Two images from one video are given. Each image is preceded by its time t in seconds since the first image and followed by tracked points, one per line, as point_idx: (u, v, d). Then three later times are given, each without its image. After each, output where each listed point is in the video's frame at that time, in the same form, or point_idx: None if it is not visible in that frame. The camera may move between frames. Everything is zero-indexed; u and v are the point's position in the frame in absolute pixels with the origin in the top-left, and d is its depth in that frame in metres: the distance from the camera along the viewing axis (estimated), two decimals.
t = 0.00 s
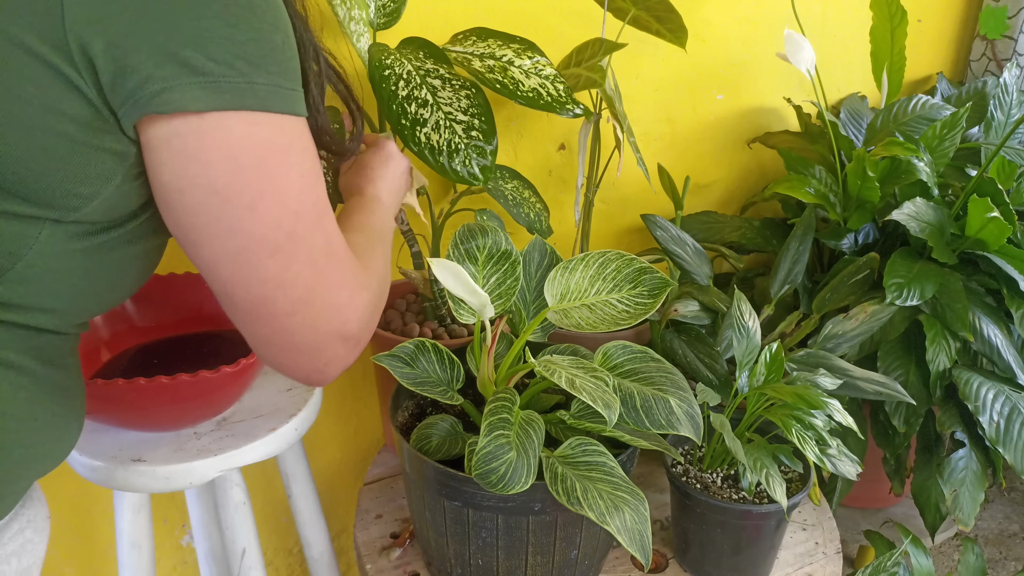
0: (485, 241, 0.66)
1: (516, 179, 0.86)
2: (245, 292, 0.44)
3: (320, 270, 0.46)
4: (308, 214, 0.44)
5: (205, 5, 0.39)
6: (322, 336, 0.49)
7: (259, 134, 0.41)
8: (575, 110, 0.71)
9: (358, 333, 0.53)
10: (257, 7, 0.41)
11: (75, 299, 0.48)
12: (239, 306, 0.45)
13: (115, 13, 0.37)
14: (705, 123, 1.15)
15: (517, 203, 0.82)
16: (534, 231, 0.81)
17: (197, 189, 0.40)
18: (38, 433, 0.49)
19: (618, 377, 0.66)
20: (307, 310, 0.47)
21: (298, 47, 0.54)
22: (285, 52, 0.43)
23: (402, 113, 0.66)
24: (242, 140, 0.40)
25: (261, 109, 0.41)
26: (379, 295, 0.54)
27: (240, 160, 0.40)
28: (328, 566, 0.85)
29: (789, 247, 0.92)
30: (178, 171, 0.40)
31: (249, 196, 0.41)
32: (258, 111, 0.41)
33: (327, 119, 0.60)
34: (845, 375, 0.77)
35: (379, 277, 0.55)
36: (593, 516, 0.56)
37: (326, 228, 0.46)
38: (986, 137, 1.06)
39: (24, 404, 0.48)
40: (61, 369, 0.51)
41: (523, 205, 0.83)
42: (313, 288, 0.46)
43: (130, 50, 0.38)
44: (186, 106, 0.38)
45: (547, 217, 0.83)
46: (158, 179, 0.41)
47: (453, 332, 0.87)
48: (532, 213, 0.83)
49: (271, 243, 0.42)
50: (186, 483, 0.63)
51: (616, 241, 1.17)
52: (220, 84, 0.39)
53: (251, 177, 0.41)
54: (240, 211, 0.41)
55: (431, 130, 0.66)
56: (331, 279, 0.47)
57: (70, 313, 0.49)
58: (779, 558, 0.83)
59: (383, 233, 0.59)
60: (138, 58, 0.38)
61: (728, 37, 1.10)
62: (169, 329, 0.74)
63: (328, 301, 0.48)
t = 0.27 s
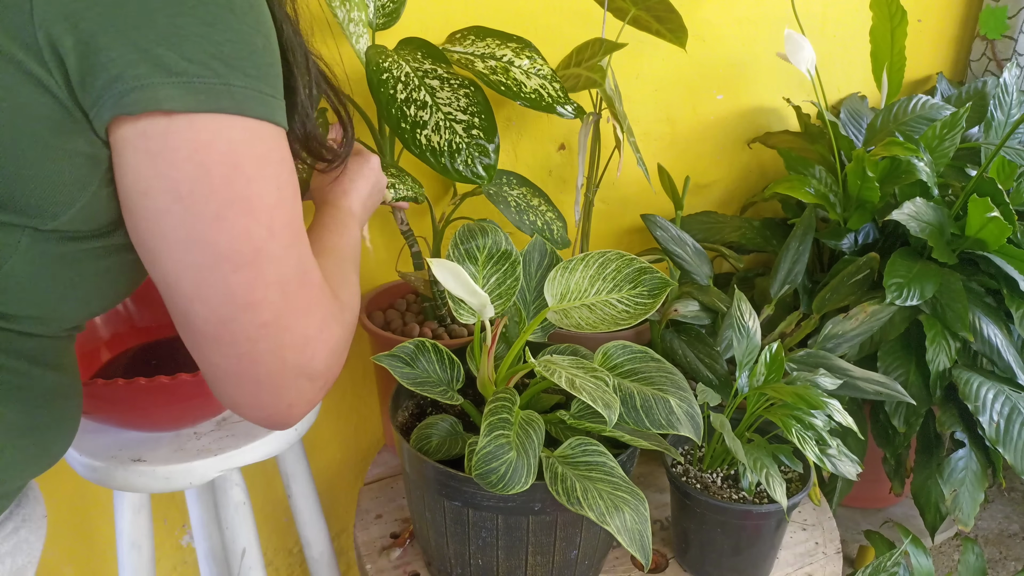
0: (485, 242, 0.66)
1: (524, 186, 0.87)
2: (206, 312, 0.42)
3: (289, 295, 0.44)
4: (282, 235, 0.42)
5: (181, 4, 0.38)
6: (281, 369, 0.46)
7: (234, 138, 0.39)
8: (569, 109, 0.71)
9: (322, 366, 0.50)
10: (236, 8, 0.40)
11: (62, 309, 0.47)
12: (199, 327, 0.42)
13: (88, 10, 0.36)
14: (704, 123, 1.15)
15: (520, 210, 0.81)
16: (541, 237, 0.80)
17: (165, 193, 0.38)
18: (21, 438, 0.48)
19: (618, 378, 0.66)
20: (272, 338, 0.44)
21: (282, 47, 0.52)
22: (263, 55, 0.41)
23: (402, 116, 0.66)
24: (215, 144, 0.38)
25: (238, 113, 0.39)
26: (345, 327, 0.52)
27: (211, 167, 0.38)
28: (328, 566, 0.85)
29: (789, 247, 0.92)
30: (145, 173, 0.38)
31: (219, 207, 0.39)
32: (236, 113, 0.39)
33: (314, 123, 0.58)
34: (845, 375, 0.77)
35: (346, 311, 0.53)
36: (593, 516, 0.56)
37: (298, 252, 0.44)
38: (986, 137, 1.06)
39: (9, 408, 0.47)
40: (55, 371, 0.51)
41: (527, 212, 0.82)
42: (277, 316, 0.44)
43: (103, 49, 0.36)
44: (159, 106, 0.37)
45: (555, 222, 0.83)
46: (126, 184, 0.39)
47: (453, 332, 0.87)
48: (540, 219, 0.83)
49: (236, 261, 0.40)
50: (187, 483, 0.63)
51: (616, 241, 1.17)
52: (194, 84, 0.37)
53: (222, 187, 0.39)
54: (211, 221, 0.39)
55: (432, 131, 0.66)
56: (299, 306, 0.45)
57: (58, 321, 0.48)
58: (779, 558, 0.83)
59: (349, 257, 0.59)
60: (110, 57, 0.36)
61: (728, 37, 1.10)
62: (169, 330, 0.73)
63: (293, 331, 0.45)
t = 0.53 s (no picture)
0: (485, 241, 0.66)
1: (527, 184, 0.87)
2: (178, 325, 0.38)
3: (268, 308, 0.41)
4: (262, 244, 0.39)
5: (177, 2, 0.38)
6: (259, 389, 0.43)
7: (213, 143, 0.37)
8: (584, 123, 0.71)
9: (308, 386, 0.46)
10: (219, 10, 0.37)
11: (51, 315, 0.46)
12: (170, 340, 0.39)
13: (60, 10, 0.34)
14: (705, 123, 1.15)
15: (523, 206, 0.82)
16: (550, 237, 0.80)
17: (136, 198, 0.35)
18: (13, 440, 0.48)
19: (618, 378, 0.66)
20: (249, 354, 0.41)
21: (268, 46, 0.50)
22: (247, 60, 0.39)
23: (418, 123, 0.66)
24: (194, 145, 0.36)
25: (219, 118, 0.37)
26: (333, 345, 0.48)
27: (187, 170, 0.36)
28: (328, 566, 0.85)
29: (789, 247, 0.92)
30: (118, 179, 0.36)
31: (192, 212, 0.36)
32: (216, 118, 0.37)
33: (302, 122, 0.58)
34: (845, 375, 0.77)
35: (334, 330, 0.49)
36: (593, 516, 0.56)
37: (281, 264, 0.41)
38: (986, 137, 1.06)
39: None
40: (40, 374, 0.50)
41: (531, 209, 0.82)
42: (255, 331, 0.40)
43: (76, 51, 0.34)
44: (135, 110, 0.34)
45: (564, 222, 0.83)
46: (99, 190, 0.37)
47: (453, 332, 0.87)
48: (547, 218, 0.82)
49: (211, 271, 0.37)
50: (187, 482, 0.63)
51: (616, 241, 1.17)
52: (172, 88, 0.35)
53: (196, 190, 0.36)
54: (184, 227, 0.36)
55: (448, 141, 0.66)
56: (280, 321, 0.42)
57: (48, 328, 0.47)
58: (778, 558, 0.83)
59: (349, 272, 0.55)
60: (83, 58, 0.34)
61: (728, 37, 1.10)
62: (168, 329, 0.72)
63: (271, 348, 0.42)
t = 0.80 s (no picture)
0: (485, 241, 0.66)
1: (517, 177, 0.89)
2: (163, 339, 0.38)
3: (257, 323, 0.40)
4: (251, 257, 0.39)
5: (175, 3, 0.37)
6: (244, 405, 0.42)
7: (202, 156, 0.36)
8: (583, 113, 0.70)
9: (294, 401, 0.46)
10: (210, 22, 0.37)
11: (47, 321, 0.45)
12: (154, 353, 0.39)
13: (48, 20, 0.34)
14: (704, 123, 1.15)
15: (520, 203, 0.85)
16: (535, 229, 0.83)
17: (122, 209, 0.35)
18: (12, 442, 0.48)
19: (618, 378, 0.66)
20: (235, 369, 0.40)
21: (261, 53, 0.51)
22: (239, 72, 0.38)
23: (430, 128, 0.68)
24: (181, 158, 0.36)
25: (209, 132, 0.36)
26: (319, 360, 0.48)
27: (173, 184, 0.35)
28: (328, 566, 0.85)
29: (789, 247, 0.92)
30: (104, 192, 0.35)
31: (179, 225, 0.36)
32: (205, 132, 0.36)
33: (295, 132, 0.58)
34: (845, 375, 0.77)
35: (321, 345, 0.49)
36: (593, 516, 0.56)
37: (270, 279, 0.41)
38: (986, 137, 1.06)
39: None
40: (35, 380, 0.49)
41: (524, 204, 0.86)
42: (242, 345, 0.40)
43: (64, 63, 0.34)
44: (123, 125, 0.34)
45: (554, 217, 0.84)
46: (87, 203, 0.36)
47: (453, 332, 0.87)
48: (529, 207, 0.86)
49: (196, 285, 0.37)
50: (187, 483, 0.63)
51: (616, 241, 1.17)
52: (161, 102, 0.35)
53: (183, 203, 0.35)
54: (171, 241, 0.36)
55: (462, 142, 0.68)
56: (267, 336, 0.41)
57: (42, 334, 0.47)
58: (779, 558, 0.83)
59: (333, 275, 0.56)
60: (71, 71, 0.34)
61: (729, 37, 1.10)
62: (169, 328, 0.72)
63: (258, 364, 0.41)
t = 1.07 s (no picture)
0: (485, 242, 0.66)
1: (522, 183, 0.87)
2: (138, 354, 0.36)
3: (239, 342, 0.39)
4: (234, 272, 0.37)
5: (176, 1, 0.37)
6: (220, 433, 0.40)
7: (187, 164, 0.35)
8: (580, 121, 0.71)
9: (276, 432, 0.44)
10: (204, 29, 0.36)
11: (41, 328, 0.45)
12: (129, 368, 0.37)
13: (33, 22, 0.33)
14: (704, 123, 1.15)
15: (518, 206, 0.81)
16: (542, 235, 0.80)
17: (96, 214, 0.34)
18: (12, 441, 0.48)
19: (618, 378, 0.66)
20: (212, 388, 0.38)
21: (262, 62, 0.51)
22: (233, 80, 0.37)
23: (402, 121, 0.66)
24: (163, 166, 0.34)
25: (195, 140, 0.35)
26: (304, 388, 0.46)
27: (154, 193, 0.34)
28: (327, 566, 0.85)
29: (789, 247, 0.92)
30: (85, 199, 0.34)
31: (159, 235, 0.34)
32: (191, 140, 0.35)
33: (298, 142, 0.59)
34: (845, 375, 0.77)
35: (308, 373, 0.47)
36: (593, 516, 0.56)
37: (257, 299, 0.39)
38: (986, 137, 1.06)
39: None
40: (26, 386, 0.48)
41: (526, 208, 0.82)
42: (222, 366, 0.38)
43: (46, 67, 0.33)
44: (105, 131, 0.33)
45: (557, 221, 0.83)
46: (67, 211, 0.35)
47: (453, 332, 0.87)
48: (538, 215, 0.83)
49: (174, 299, 0.35)
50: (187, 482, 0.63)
51: (616, 241, 1.17)
52: (146, 108, 0.34)
53: (163, 212, 0.34)
54: (150, 250, 0.34)
55: (430, 139, 0.66)
56: (249, 357, 0.39)
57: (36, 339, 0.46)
58: (779, 558, 0.83)
59: (335, 298, 0.54)
60: (54, 74, 0.33)
61: (729, 37, 1.10)
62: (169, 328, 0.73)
63: (237, 385, 0.39)
